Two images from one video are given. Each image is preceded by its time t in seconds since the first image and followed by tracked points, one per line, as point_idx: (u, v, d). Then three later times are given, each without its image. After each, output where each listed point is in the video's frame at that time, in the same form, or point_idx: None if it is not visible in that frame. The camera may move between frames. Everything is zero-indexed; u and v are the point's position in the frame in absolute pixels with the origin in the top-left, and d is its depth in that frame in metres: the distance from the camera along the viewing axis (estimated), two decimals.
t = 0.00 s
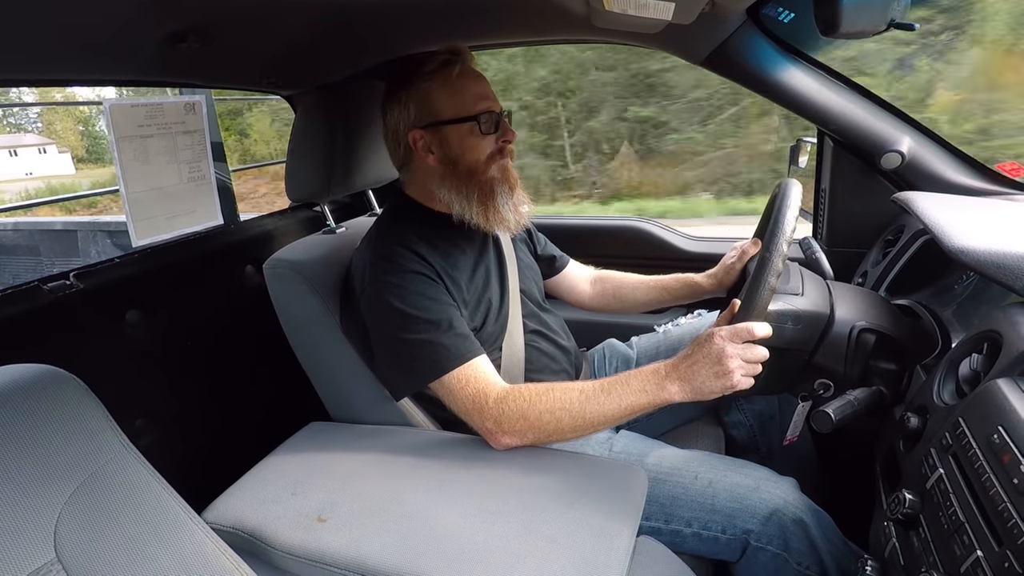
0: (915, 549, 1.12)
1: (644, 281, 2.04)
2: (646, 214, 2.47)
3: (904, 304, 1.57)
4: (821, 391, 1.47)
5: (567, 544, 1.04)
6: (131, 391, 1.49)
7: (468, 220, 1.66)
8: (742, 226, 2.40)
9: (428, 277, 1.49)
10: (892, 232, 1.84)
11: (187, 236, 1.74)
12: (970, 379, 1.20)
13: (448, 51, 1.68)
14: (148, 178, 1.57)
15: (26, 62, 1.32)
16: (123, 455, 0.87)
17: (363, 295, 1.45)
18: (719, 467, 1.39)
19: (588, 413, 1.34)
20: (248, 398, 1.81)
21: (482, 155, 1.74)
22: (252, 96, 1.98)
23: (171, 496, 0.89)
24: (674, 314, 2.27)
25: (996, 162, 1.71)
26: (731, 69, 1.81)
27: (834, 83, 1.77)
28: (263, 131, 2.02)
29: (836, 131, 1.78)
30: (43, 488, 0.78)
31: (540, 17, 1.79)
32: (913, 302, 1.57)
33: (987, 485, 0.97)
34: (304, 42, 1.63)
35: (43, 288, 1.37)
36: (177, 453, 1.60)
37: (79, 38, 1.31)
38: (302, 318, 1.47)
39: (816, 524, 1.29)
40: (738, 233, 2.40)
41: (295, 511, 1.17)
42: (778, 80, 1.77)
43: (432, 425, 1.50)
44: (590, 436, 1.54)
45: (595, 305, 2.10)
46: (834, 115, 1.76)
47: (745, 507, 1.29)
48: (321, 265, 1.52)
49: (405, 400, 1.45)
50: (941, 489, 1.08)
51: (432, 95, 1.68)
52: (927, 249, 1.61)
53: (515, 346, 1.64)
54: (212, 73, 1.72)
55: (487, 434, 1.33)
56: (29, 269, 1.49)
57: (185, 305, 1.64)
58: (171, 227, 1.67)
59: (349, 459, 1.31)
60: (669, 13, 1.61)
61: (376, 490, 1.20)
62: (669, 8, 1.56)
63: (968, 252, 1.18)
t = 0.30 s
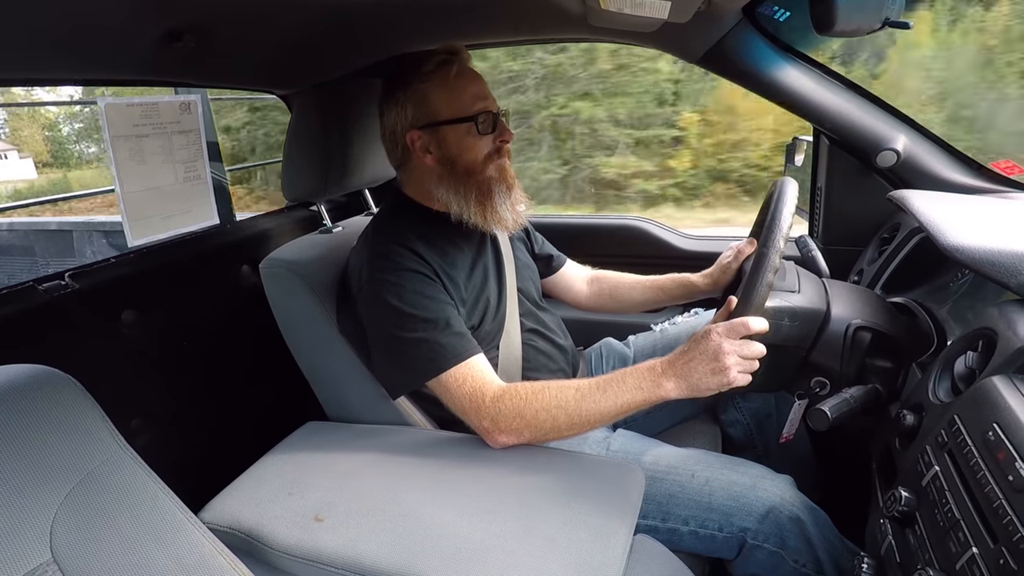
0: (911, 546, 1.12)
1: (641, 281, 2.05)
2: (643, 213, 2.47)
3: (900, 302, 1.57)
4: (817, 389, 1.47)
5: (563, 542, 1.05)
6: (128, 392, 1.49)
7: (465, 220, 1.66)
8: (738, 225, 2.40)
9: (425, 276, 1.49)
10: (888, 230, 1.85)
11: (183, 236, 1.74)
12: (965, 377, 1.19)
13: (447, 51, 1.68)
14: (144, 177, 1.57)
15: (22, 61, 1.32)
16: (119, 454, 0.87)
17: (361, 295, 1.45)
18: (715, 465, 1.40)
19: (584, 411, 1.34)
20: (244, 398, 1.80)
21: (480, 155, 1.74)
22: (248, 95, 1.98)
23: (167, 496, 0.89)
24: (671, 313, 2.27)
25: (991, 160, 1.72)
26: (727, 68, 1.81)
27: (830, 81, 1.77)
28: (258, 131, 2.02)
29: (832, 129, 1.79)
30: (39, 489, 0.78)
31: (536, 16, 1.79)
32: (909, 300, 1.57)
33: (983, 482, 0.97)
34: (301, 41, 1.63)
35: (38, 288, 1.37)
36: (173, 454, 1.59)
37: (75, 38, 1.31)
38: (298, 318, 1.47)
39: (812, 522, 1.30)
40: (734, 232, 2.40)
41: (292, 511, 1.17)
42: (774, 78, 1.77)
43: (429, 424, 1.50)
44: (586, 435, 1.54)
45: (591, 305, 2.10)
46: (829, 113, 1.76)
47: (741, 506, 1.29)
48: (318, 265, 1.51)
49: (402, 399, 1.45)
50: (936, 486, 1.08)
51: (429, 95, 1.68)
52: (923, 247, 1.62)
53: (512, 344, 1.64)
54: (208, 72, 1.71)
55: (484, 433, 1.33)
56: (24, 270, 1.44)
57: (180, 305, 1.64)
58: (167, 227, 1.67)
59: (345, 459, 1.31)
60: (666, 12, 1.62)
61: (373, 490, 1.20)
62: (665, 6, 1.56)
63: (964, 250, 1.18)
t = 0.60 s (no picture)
0: (907, 545, 1.12)
1: (635, 276, 2.04)
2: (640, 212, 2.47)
3: (898, 301, 1.57)
4: (814, 387, 1.47)
5: (560, 540, 1.05)
6: (125, 390, 1.49)
7: (463, 218, 1.66)
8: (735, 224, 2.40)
9: (423, 275, 1.49)
10: (885, 229, 1.85)
11: (180, 233, 1.74)
12: (962, 376, 1.21)
13: (442, 49, 1.67)
14: (141, 175, 1.56)
15: (20, 58, 1.32)
16: (116, 452, 0.87)
17: (358, 293, 1.45)
18: (712, 464, 1.40)
19: (582, 409, 1.34)
20: (241, 396, 1.80)
21: (477, 153, 1.74)
22: (245, 92, 1.97)
23: (164, 494, 0.88)
24: (668, 312, 2.27)
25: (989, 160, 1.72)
26: (726, 67, 1.81)
27: (828, 80, 1.77)
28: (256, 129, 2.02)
29: (830, 128, 1.79)
30: (35, 487, 0.78)
31: (534, 14, 1.79)
32: (907, 299, 1.57)
33: (979, 481, 0.98)
34: (299, 38, 1.63)
35: (35, 286, 1.37)
36: (170, 452, 1.59)
37: (73, 35, 1.31)
38: (296, 316, 1.47)
39: (808, 521, 1.30)
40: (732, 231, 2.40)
41: (289, 509, 1.17)
42: (772, 77, 1.77)
43: (426, 422, 1.49)
44: (583, 434, 1.54)
45: (587, 303, 2.10)
46: (827, 112, 1.76)
47: (738, 504, 1.30)
48: (315, 263, 1.51)
49: (400, 397, 1.45)
50: (933, 485, 1.08)
51: (425, 94, 1.68)
52: (920, 246, 1.62)
53: (509, 342, 1.64)
54: (206, 70, 1.71)
55: (482, 432, 1.33)
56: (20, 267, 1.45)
57: (178, 302, 1.64)
58: (163, 224, 1.66)
59: (342, 458, 1.31)
60: (664, 10, 1.62)
61: (370, 489, 1.20)
62: (664, 5, 1.56)
63: (961, 249, 1.18)
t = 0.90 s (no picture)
0: (906, 545, 1.12)
1: (645, 266, 2.04)
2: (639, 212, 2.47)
3: (897, 302, 1.57)
4: (813, 388, 1.47)
5: (559, 541, 1.05)
6: (124, 391, 1.49)
7: (460, 219, 1.66)
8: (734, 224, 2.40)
9: (422, 276, 1.49)
10: (883, 230, 1.85)
11: (178, 234, 1.73)
12: (960, 377, 1.21)
13: (432, 50, 1.67)
14: (139, 176, 1.56)
15: (16, 59, 1.32)
16: (114, 454, 0.87)
17: (357, 294, 1.45)
18: (711, 465, 1.40)
19: (582, 409, 1.34)
20: (240, 397, 1.80)
21: (474, 153, 1.74)
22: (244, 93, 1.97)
23: (163, 495, 0.88)
24: (667, 313, 2.27)
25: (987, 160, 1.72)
26: (725, 67, 1.81)
27: (826, 80, 1.77)
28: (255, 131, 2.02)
29: (828, 129, 1.79)
30: (32, 488, 0.78)
31: (531, 14, 1.79)
32: (905, 299, 1.57)
33: (978, 482, 0.98)
34: (296, 39, 1.63)
35: (33, 287, 1.36)
36: (169, 453, 1.59)
37: (70, 37, 1.31)
38: (295, 317, 1.47)
39: (807, 521, 1.30)
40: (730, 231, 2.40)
41: (287, 510, 1.17)
42: (771, 77, 1.77)
43: (426, 423, 1.49)
44: (582, 434, 1.54)
45: (595, 294, 2.10)
46: (825, 112, 1.77)
47: (737, 505, 1.30)
48: (314, 264, 1.51)
49: (400, 399, 1.45)
50: (932, 485, 1.08)
51: (419, 96, 1.68)
52: (918, 246, 1.62)
53: (508, 343, 1.64)
54: (203, 71, 1.71)
55: (482, 433, 1.33)
56: (18, 269, 1.46)
57: (176, 304, 1.64)
58: (162, 226, 1.66)
59: (341, 459, 1.31)
60: (661, 11, 1.62)
61: (368, 490, 1.20)
62: (662, 5, 1.56)
63: (958, 249, 1.19)
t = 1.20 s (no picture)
0: (905, 549, 1.12)
1: (646, 270, 2.03)
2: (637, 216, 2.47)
3: (896, 305, 1.57)
4: (812, 391, 1.47)
5: (558, 545, 1.05)
6: (122, 395, 1.49)
7: (461, 224, 1.66)
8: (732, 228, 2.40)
9: (422, 280, 1.49)
10: (882, 233, 1.85)
11: (178, 238, 1.74)
12: (960, 380, 1.21)
13: (434, 55, 1.68)
14: (138, 181, 1.56)
15: (15, 64, 1.32)
16: (112, 458, 0.87)
17: (356, 298, 1.45)
18: (710, 468, 1.40)
19: (581, 412, 1.33)
20: (238, 401, 1.79)
21: (474, 158, 1.74)
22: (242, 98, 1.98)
23: (162, 500, 0.88)
24: (666, 316, 2.27)
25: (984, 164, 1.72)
26: (723, 71, 1.82)
27: (824, 84, 1.78)
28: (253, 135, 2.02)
29: (826, 132, 1.79)
30: (29, 494, 0.77)
31: (530, 19, 1.80)
32: (904, 303, 1.58)
33: (977, 485, 0.97)
34: (295, 43, 1.63)
35: (32, 292, 1.36)
36: (168, 456, 1.59)
37: (69, 42, 1.31)
38: (294, 321, 1.47)
39: (806, 525, 1.30)
40: (729, 235, 2.40)
41: (286, 515, 1.16)
42: (769, 81, 1.78)
43: (424, 427, 1.49)
44: (581, 438, 1.54)
45: (594, 297, 2.10)
46: (824, 116, 1.77)
47: (736, 508, 1.30)
48: (314, 268, 1.51)
49: (399, 403, 1.44)
50: (931, 489, 1.08)
51: (420, 101, 1.68)
52: (916, 249, 1.62)
53: (507, 347, 1.65)
54: (202, 75, 1.72)
55: (481, 436, 1.33)
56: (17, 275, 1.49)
57: (175, 309, 1.64)
58: (161, 230, 1.66)
59: (340, 463, 1.31)
60: (659, 15, 1.62)
61: (366, 494, 1.19)
62: (660, 10, 1.57)
63: (957, 253, 1.19)
